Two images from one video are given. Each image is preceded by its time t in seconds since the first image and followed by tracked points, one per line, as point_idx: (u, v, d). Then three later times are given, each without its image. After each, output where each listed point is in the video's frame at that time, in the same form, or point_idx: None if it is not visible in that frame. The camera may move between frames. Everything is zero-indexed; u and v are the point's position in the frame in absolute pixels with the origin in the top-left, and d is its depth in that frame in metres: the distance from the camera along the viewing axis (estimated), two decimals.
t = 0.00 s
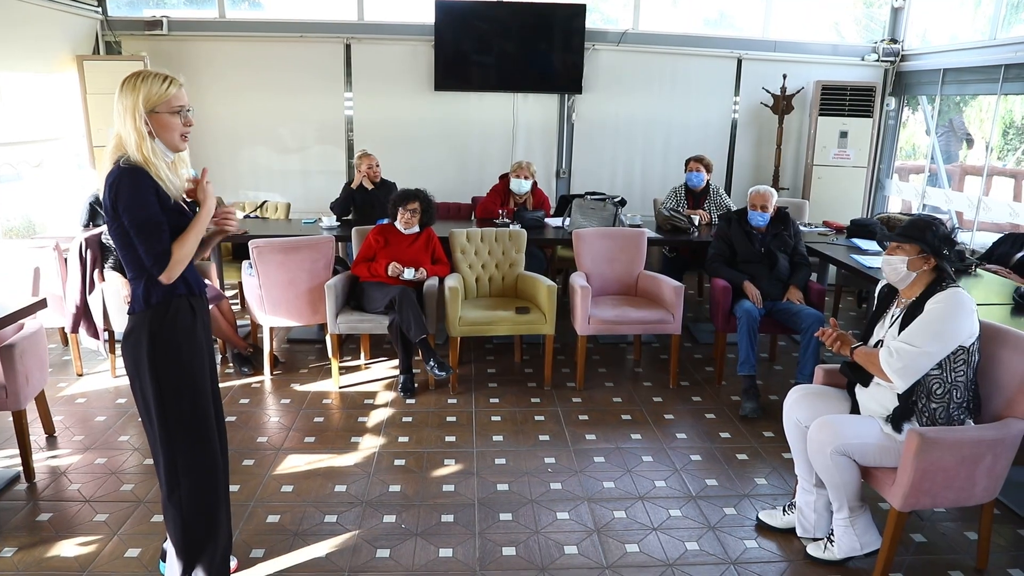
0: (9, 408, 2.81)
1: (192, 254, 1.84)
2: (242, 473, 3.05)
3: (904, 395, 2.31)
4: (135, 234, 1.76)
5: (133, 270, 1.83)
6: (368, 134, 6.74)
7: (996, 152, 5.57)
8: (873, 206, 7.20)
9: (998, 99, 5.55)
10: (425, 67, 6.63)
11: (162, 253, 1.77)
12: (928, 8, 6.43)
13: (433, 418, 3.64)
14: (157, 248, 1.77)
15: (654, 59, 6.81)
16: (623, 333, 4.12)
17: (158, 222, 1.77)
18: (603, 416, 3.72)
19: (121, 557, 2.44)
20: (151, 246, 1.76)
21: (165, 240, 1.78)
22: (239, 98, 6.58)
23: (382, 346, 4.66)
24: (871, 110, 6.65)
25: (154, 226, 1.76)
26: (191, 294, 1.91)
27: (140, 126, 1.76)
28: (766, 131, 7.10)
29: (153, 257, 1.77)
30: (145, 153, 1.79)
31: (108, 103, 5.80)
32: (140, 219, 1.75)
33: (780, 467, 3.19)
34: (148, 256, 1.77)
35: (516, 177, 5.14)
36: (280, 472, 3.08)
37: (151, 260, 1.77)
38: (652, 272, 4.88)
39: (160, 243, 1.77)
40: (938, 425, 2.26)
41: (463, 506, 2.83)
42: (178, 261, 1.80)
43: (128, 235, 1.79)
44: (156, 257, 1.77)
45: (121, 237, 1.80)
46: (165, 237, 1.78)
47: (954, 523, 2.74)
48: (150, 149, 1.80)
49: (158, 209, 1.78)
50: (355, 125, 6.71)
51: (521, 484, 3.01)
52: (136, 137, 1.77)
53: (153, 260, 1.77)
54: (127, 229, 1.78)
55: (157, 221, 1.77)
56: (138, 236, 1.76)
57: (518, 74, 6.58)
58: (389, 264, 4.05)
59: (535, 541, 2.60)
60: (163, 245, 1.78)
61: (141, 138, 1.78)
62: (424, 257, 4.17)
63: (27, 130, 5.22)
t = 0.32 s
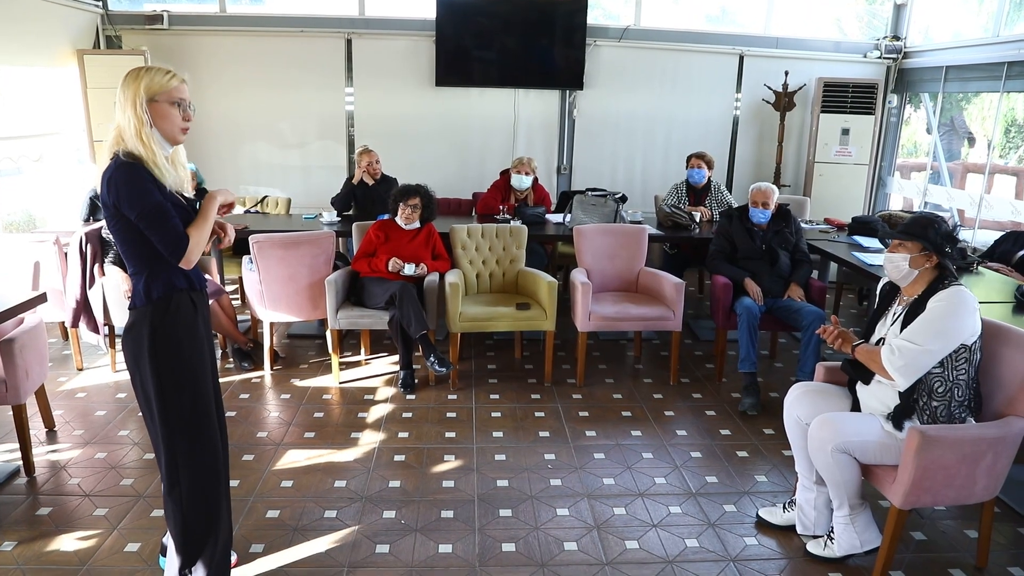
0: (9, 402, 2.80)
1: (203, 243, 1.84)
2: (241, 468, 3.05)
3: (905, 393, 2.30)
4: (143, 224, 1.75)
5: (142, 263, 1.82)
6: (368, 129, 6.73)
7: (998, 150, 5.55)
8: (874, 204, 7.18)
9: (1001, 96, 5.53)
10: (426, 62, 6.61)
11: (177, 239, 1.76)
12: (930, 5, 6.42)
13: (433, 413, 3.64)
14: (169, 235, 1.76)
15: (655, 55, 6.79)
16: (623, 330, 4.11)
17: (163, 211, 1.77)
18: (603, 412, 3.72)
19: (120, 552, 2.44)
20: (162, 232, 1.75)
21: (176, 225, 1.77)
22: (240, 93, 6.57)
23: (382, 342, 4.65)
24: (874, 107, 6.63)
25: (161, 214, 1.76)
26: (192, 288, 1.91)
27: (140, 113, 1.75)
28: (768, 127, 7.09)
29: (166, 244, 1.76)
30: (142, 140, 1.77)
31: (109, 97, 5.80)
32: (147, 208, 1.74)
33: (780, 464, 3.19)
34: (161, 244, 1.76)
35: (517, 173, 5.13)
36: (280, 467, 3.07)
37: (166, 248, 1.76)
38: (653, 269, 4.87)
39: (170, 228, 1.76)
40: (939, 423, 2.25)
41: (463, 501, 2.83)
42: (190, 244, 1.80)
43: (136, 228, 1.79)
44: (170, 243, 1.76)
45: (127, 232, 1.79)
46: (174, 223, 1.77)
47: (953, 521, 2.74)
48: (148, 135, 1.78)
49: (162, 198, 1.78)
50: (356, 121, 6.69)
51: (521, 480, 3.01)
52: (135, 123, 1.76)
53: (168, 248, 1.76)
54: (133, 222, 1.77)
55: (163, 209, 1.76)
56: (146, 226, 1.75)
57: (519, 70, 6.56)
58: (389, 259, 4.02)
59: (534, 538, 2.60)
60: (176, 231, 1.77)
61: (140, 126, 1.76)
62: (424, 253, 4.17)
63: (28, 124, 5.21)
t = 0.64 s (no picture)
0: (13, 393, 2.81)
1: (206, 237, 1.83)
2: (245, 459, 3.05)
3: (911, 387, 2.30)
4: (145, 216, 1.75)
5: (144, 254, 1.81)
6: (371, 121, 6.71)
7: (1004, 144, 5.52)
8: (879, 198, 7.13)
9: (1008, 89, 5.49)
10: (430, 54, 6.58)
11: (179, 232, 1.76)
12: None
13: (437, 406, 3.64)
14: (171, 228, 1.76)
15: (660, 47, 6.75)
16: (627, 323, 4.10)
17: (165, 202, 1.76)
18: (607, 405, 3.72)
19: (124, 543, 2.45)
20: (165, 225, 1.75)
21: (177, 218, 1.77)
22: (243, 85, 6.55)
23: (385, 335, 4.65)
24: (880, 99, 6.59)
25: (164, 206, 1.75)
26: (194, 279, 1.91)
27: (145, 102, 1.75)
28: (773, 120, 7.05)
29: (168, 236, 1.76)
30: (144, 129, 1.77)
31: (112, 89, 5.79)
32: (149, 200, 1.74)
33: (784, 458, 3.18)
34: (163, 237, 1.76)
35: (521, 166, 5.11)
36: (283, 459, 3.07)
37: (168, 240, 1.76)
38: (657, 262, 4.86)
39: (173, 221, 1.76)
40: (944, 418, 2.25)
41: (466, 494, 2.82)
42: (192, 238, 1.79)
43: (138, 219, 1.79)
44: (172, 236, 1.76)
45: (129, 222, 1.79)
46: (176, 215, 1.76)
47: (958, 516, 2.73)
48: (150, 124, 1.77)
49: (164, 189, 1.77)
50: (359, 112, 6.67)
51: (525, 473, 3.00)
52: (139, 112, 1.76)
53: (169, 240, 1.76)
54: (136, 213, 1.77)
55: (166, 201, 1.76)
56: (149, 217, 1.75)
57: (523, 62, 6.53)
58: (393, 251, 4.02)
59: (538, 531, 2.59)
60: (178, 223, 1.77)
61: (143, 114, 1.76)
62: (428, 245, 4.16)
63: (31, 115, 5.20)
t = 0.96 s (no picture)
0: (13, 390, 2.80)
1: (204, 237, 1.83)
2: (245, 458, 3.05)
3: (913, 388, 2.28)
4: (143, 214, 1.74)
5: (142, 252, 1.80)
6: (372, 120, 6.69)
7: (1005, 144, 5.51)
8: (881, 198, 7.12)
9: (1011, 89, 5.48)
10: (431, 52, 6.57)
11: (176, 231, 1.75)
12: None
13: (438, 405, 3.63)
14: (169, 227, 1.75)
15: (661, 46, 6.74)
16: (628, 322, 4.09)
17: (164, 201, 1.75)
18: (607, 405, 3.71)
19: (123, 541, 2.44)
20: (162, 224, 1.74)
21: (175, 218, 1.76)
22: (244, 83, 6.54)
23: (386, 333, 4.64)
24: (882, 99, 6.58)
25: (162, 205, 1.74)
26: (193, 277, 1.90)
27: (150, 101, 1.75)
28: (775, 119, 7.04)
29: (166, 235, 1.75)
30: (148, 129, 1.76)
31: (112, 86, 5.78)
32: (148, 199, 1.73)
33: (785, 458, 3.17)
34: (161, 236, 1.75)
35: (522, 164, 5.10)
36: (284, 457, 3.07)
37: (165, 239, 1.75)
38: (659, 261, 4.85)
39: (170, 220, 1.75)
40: (947, 418, 2.24)
41: (467, 493, 2.82)
42: (190, 238, 1.79)
43: (135, 217, 1.78)
44: (170, 235, 1.75)
45: (127, 220, 1.78)
46: (174, 214, 1.76)
47: (960, 517, 2.72)
48: (154, 123, 1.77)
49: (164, 188, 1.77)
50: (360, 110, 6.66)
51: (525, 472, 3.00)
52: (143, 111, 1.75)
53: (166, 239, 1.75)
54: (134, 211, 1.76)
55: (164, 200, 1.75)
56: (147, 216, 1.74)
57: (524, 60, 6.53)
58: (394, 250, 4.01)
59: (539, 530, 2.59)
60: (175, 223, 1.76)
61: (147, 113, 1.76)
62: (429, 243, 4.15)
63: (32, 112, 5.20)
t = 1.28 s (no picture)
0: (17, 386, 2.80)
1: (206, 232, 1.83)
2: (248, 454, 3.05)
3: (916, 387, 2.27)
4: (145, 209, 1.73)
5: (145, 248, 1.80)
6: (375, 116, 6.68)
7: (1011, 143, 5.48)
8: (885, 196, 7.11)
9: (1017, 88, 5.45)
10: (434, 49, 6.56)
11: (178, 226, 1.75)
12: None
13: (440, 402, 3.63)
14: (171, 222, 1.74)
15: (665, 44, 6.72)
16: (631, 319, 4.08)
17: (166, 196, 1.74)
18: (610, 402, 3.70)
19: (126, 537, 2.44)
20: (165, 219, 1.73)
21: (178, 213, 1.75)
22: (247, 79, 6.53)
23: (389, 330, 4.64)
24: (887, 97, 6.54)
25: (165, 200, 1.74)
26: (195, 273, 1.90)
27: (158, 99, 1.74)
28: (779, 117, 7.01)
29: (168, 230, 1.74)
30: (155, 126, 1.76)
31: (116, 82, 5.78)
32: (150, 194, 1.72)
33: (789, 456, 3.16)
34: (163, 231, 1.74)
35: (526, 161, 5.09)
36: (286, 453, 3.07)
37: (167, 235, 1.74)
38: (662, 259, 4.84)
39: (173, 215, 1.74)
40: (951, 417, 2.23)
41: (469, 490, 2.81)
42: (192, 233, 1.78)
43: (138, 212, 1.77)
44: (172, 230, 1.74)
45: (130, 216, 1.77)
46: (176, 209, 1.75)
47: (963, 517, 2.71)
48: (161, 121, 1.76)
49: (166, 184, 1.76)
50: (364, 107, 6.65)
51: (528, 469, 3.00)
52: (151, 108, 1.74)
53: (169, 235, 1.75)
54: (136, 207, 1.75)
55: (166, 195, 1.74)
56: (148, 211, 1.73)
57: (528, 57, 6.52)
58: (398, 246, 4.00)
59: (541, 527, 2.59)
60: (178, 218, 1.75)
61: (155, 111, 1.75)
62: (432, 240, 4.15)
63: (36, 107, 5.20)
